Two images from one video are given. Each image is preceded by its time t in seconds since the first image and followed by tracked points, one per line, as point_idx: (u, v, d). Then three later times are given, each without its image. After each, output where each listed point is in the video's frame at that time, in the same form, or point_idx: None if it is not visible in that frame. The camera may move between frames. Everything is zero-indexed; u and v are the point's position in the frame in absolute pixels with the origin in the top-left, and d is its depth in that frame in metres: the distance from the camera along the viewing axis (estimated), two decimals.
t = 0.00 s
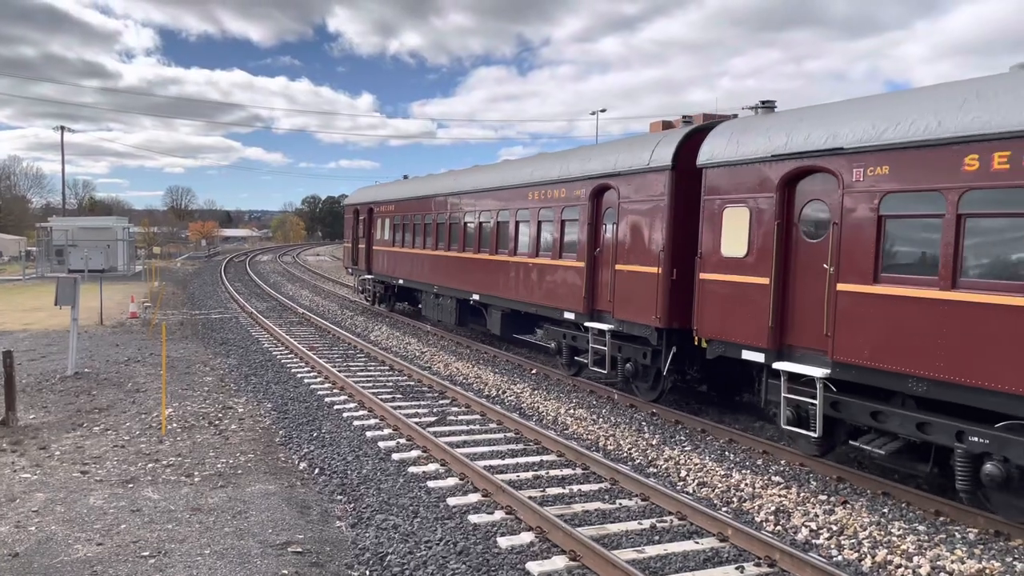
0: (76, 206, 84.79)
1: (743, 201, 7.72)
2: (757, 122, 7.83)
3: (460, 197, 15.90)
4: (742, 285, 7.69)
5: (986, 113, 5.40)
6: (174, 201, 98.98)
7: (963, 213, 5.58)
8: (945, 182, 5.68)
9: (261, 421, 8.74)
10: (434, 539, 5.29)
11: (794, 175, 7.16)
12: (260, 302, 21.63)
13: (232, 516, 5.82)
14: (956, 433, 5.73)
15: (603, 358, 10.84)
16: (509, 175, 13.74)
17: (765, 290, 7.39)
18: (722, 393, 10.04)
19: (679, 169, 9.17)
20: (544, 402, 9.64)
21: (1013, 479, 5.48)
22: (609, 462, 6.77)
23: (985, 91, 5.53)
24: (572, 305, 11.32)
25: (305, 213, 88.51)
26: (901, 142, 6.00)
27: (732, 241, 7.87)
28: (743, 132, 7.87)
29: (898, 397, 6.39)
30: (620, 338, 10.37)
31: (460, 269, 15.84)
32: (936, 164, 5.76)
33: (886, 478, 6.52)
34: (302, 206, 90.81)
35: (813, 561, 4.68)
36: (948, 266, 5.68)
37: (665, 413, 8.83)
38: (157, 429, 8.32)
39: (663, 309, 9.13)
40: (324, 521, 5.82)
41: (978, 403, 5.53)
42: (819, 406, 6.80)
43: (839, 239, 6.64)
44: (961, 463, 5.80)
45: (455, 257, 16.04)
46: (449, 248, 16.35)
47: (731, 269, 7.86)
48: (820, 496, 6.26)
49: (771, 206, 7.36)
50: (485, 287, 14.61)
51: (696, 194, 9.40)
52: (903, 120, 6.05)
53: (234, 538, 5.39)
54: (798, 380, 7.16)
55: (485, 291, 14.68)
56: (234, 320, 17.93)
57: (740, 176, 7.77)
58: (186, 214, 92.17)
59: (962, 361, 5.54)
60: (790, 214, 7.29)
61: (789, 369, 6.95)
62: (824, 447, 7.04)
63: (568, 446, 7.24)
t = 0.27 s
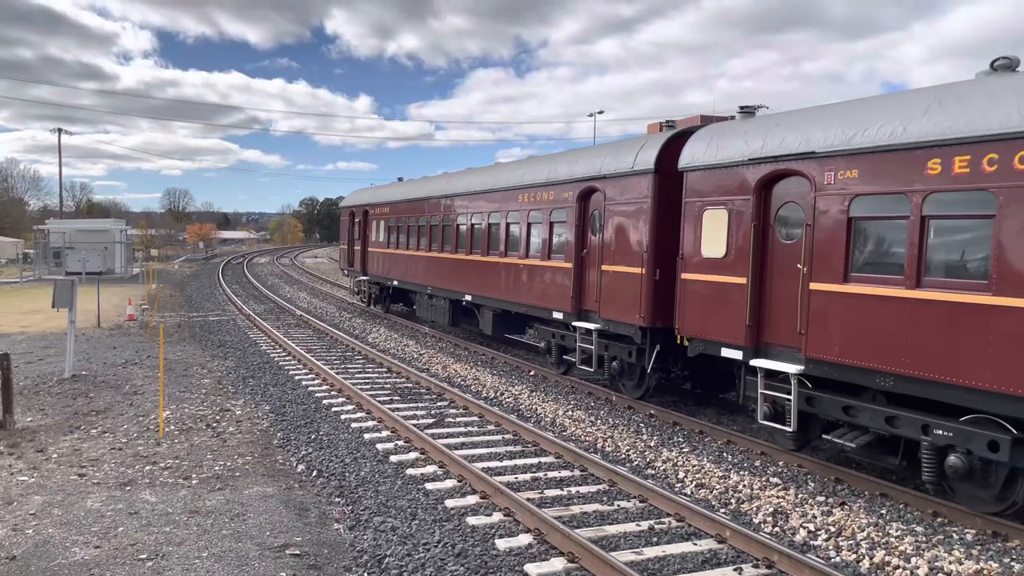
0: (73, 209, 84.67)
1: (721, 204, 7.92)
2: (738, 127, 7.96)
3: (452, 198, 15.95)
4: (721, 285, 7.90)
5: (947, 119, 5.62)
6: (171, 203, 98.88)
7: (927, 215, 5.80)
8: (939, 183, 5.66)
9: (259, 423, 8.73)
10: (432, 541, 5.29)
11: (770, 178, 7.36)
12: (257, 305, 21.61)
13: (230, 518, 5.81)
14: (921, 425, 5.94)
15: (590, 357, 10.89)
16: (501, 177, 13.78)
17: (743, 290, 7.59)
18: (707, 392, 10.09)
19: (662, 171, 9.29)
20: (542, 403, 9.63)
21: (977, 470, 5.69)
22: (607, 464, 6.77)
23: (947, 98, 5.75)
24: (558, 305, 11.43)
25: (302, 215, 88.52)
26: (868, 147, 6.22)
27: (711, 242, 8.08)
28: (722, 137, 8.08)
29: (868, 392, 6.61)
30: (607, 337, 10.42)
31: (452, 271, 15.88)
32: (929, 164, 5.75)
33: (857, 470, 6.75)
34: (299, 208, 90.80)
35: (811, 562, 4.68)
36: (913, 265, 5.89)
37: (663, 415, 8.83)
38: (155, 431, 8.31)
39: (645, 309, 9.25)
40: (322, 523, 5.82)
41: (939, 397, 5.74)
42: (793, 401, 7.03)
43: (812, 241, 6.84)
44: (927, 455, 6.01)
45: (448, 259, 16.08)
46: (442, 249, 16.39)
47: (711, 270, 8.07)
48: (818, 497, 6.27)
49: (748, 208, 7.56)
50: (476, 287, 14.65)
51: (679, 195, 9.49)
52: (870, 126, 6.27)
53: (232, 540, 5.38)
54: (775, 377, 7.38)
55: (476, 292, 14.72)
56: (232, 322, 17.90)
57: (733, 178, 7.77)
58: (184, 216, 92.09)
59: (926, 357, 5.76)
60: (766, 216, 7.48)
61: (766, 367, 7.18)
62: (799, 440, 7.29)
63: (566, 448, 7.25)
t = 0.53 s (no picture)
0: (72, 211, 84.58)
1: (702, 206, 8.17)
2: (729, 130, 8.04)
3: (446, 200, 15.99)
4: (702, 285, 8.15)
5: (913, 124, 5.88)
6: (169, 205, 98.80)
7: (893, 217, 6.06)
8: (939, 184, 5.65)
9: (258, 425, 8.72)
10: (431, 543, 5.28)
11: (749, 181, 7.62)
12: (256, 306, 21.61)
13: (228, 520, 5.80)
14: (890, 419, 6.21)
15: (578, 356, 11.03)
16: (492, 179, 13.84)
17: (722, 289, 7.83)
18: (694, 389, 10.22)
19: (648, 174, 9.43)
20: (540, 405, 9.63)
21: (943, 461, 5.97)
22: (606, 465, 6.77)
23: (914, 104, 6.01)
24: (546, 304, 11.59)
25: (301, 216, 88.50)
26: (840, 150, 6.47)
27: (693, 243, 8.32)
28: (704, 141, 8.32)
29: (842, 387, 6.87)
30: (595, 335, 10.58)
31: (446, 272, 15.92)
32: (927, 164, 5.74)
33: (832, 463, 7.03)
34: (298, 210, 90.79)
35: (809, 563, 4.68)
36: (880, 265, 6.14)
37: (662, 416, 8.83)
38: (153, 434, 8.31)
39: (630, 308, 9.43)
40: (321, 525, 5.81)
41: (907, 392, 6.00)
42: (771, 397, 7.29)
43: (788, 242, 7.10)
44: (896, 448, 6.28)
45: (441, 260, 16.14)
46: (436, 251, 16.42)
47: (693, 270, 8.31)
48: (816, 498, 6.27)
49: (727, 210, 7.81)
50: (468, 287, 14.71)
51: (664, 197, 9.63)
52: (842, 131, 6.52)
53: (231, 543, 5.37)
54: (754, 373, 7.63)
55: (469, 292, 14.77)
56: (231, 324, 17.89)
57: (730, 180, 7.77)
58: (183, 218, 92.12)
59: (895, 353, 6.01)
60: (746, 218, 7.74)
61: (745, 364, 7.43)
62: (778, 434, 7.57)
63: (565, 450, 7.25)
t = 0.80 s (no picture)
0: (71, 213, 84.52)
1: (684, 207, 8.36)
2: (721, 132, 8.05)
3: (441, 201, 16.01)
4: (685, 284, 8.33)
5: (883, 128, 6.11)
6: (168, 207, 98.76)
7: (866, 217, 6.28)
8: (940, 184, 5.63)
9: (258, 427, 8.72)
10: (431, 544, 5.27)
11: (729, 183, 7.80)
12: (256, 308, 21.60)
13: (228, 522, 5.79)
14: (863, 413, 6.41)
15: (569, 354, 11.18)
16: (488, 179, 13.85)
17: (704, 288, 8.03)
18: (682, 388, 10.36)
19: (633, 175, 9.59)
20: (540, 406, 9.62)
21: (912, 453, 6.16)
22: (606, 466, 6.76)
23: (884, 108, 6.24)
24: (536, 303, 11.76)
25: (300, 218, 88.56)
26: (814, 153, 6.70)
27: (676, 243, 8.51)
28: (685, 144, 8.52)
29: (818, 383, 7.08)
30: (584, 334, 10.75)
31: (443, 273, 15.95)
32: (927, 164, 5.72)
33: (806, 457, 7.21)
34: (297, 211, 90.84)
35: (809, 564, 4.68)
36: (852, 263, 6.38)
37: (662, 416, 8.83)
38: (153, 435, 8.30)
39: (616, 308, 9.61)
40: (320, 526, 5.81)
41: (879, 386, 6.22)
42: (750, 393, 7.49)
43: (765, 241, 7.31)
44: (868, 440, 6.49)
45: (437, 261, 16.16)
46: (433, 251, 16.43)
47: (676, 269, 8.49)
48: (817, 499, 6.26)
49: (708, 212, 8.00)
50: (464, 288, 14.73)
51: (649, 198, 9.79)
52: (816, 134, 6.75)
53: (231, 544, 5.36)
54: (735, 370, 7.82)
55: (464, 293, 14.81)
56: (231, 326, 17.88)
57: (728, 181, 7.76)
58: (182, 219, 92.22)
59: (868, 349, 6.22)
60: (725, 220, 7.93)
61: (726, 360, 7.60)
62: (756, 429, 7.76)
63: (565, 451, 7.24)
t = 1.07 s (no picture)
0: (71, 215, 84.52)
1: (668, 209, 8.64)
2: (714, 135, 8.13)
3: (439, 202, 16.03)
4: (670, 284, 8.59)
5: (855, 132, 6.33)
6: (169, 208, 98.77)
7: (839, 219, 6.49)
8: (940, 186, 5.61)
9: (259, 428, 8.73)
10: (432, 545, 5.28)
11: (710, 186, 8.05)
12: (257, 309, 21.60)
13: (229, 523, 5.80)
14: (838, 407, 6.65)
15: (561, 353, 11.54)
16: (486, 180, 13.88)
17: (687, 288, 8.29)
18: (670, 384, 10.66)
19: (620, 178, 9.90)
20: (541, 407, 9.63)
21: (884, 446, 6.41)
22: (607, 467, 6.76)
23: (858, 112, 6.46)
24: (529, 303, 12.07)
25: (300, 219, 88.62)
26: (790, 157, 6.93)
27: (662, 244, 8.76)
28: (671, 147, 8.76)
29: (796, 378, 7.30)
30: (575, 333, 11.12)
31: (441, 274, 15.97)
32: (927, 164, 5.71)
33: (785, 450, 7.47)
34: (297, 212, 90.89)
35: (810, 564, 4.68)
36: (826, 264, 6.59)
37: (663, 417, 8.82)
38: (154, 437, 8.30)
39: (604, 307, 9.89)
40: (321, 527, 5.81)
41: (853, 381, 6.44)
42: (731, 388, 7.72)
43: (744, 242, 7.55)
44: (842, 434, 6.73)
45: (435, 261, 16.19)
46: (432, 252, 16.46)
47: (662, 269, 8.75)
48: (818, 499, 6.26)
49: (691, 213, 8.26)
50: (463, 288, 14.76)
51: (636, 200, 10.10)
52: (793, 137, 6.97)
53: (232, 546, 5.37)
54: (717, 366, 8.06)
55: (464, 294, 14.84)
56: (231, 327, 17.88)
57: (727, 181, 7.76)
58: (182, 220, 92.27)
59: (840, 345, 6.47)
60: (708, 221, 8.16)
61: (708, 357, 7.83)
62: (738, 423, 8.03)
63: (566, 451, 7.24)
